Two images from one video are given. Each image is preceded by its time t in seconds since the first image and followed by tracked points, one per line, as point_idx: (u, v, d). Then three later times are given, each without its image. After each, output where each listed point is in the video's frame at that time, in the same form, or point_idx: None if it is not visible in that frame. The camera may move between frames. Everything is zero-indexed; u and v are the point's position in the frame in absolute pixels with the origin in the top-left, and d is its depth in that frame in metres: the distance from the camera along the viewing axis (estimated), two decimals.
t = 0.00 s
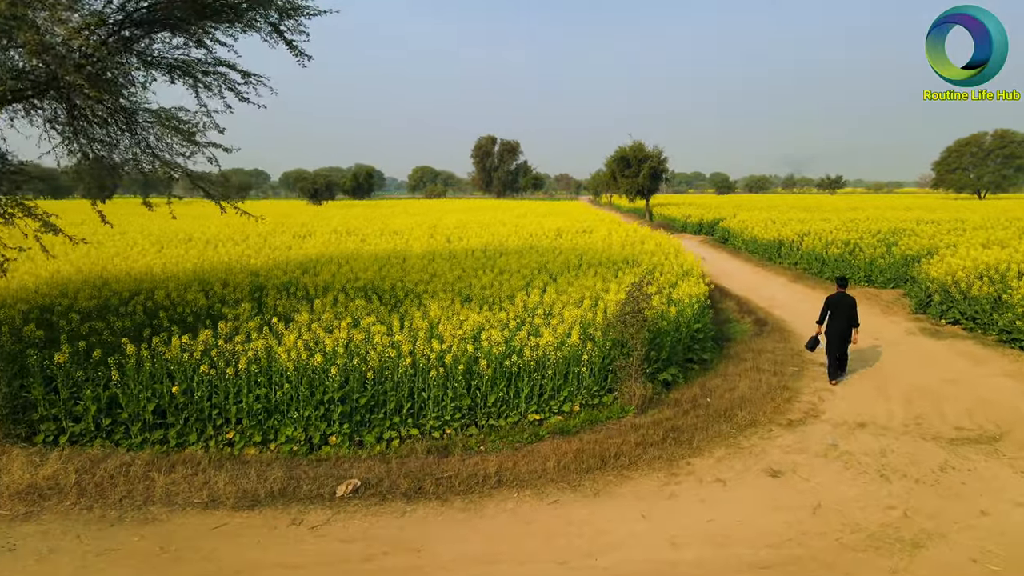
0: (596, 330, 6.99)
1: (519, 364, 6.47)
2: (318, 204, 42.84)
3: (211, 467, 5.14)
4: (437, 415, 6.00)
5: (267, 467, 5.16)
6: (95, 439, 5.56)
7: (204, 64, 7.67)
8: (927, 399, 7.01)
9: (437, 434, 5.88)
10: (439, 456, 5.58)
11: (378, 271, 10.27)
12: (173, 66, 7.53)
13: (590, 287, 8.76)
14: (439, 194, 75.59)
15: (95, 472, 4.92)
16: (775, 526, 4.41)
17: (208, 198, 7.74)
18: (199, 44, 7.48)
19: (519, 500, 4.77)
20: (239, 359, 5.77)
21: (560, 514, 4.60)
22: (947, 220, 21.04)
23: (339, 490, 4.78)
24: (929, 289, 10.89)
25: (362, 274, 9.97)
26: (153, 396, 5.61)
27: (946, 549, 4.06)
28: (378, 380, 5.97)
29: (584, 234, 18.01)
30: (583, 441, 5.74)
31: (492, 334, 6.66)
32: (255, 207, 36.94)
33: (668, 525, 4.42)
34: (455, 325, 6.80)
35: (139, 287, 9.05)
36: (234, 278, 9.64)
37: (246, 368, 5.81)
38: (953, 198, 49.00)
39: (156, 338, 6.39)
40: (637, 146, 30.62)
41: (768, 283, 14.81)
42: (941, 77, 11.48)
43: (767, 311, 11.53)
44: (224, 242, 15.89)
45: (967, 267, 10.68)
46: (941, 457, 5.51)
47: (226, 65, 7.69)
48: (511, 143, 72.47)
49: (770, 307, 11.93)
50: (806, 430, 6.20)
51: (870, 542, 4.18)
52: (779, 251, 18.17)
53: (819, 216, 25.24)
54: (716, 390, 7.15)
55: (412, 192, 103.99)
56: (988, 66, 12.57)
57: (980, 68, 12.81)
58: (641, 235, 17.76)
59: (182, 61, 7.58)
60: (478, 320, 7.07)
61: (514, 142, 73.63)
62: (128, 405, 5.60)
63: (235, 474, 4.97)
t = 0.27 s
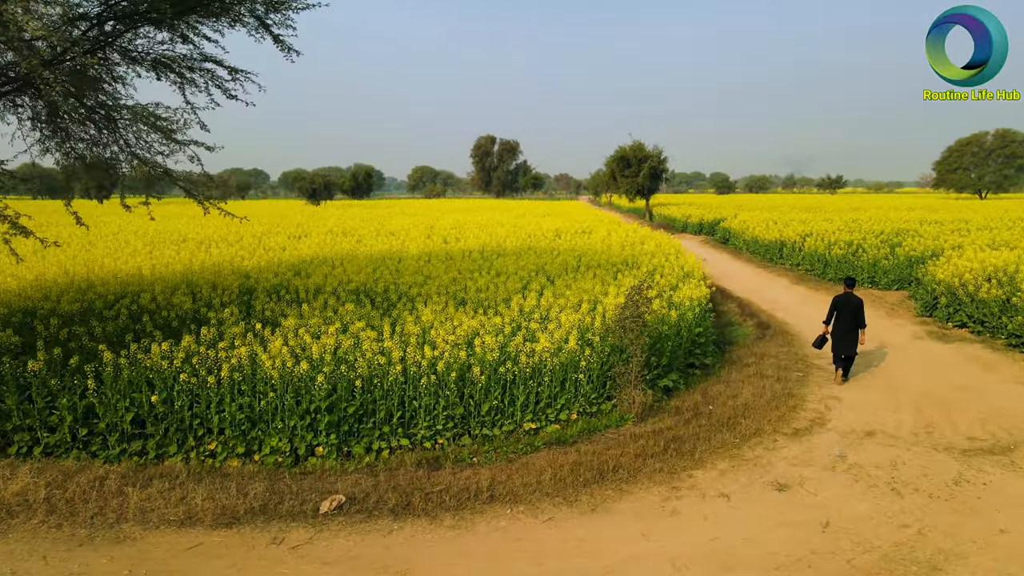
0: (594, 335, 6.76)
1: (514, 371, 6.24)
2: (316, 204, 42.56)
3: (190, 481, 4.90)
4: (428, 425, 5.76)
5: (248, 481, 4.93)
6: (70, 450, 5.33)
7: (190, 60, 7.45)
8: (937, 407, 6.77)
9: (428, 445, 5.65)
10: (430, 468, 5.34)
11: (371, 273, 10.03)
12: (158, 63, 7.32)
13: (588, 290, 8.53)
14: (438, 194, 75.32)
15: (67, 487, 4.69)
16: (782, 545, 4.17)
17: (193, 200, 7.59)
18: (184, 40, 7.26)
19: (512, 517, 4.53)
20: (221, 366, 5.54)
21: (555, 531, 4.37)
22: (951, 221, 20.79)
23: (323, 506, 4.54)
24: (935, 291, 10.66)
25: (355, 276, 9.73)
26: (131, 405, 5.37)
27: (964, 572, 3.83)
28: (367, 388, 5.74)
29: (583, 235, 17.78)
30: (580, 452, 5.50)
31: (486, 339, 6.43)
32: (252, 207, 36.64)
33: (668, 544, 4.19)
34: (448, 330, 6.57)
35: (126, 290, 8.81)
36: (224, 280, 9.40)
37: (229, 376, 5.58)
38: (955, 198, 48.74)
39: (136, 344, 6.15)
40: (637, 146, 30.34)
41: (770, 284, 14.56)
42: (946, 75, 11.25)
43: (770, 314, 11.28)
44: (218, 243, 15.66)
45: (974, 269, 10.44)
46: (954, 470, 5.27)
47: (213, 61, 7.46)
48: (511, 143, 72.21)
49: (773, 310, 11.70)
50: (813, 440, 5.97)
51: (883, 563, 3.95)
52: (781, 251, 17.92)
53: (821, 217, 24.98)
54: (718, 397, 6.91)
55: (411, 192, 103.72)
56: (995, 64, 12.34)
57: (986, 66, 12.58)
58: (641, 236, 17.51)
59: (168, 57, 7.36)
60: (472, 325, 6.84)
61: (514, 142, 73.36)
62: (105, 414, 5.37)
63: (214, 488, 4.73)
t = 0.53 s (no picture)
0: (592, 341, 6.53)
1: (509, 379, 6.00)
2: (314, 204, 42.27)
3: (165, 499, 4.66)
4: (419, 435, 5.52)
5: (228, 496, 4.68)
6: (43, 463, 5.08)
7: (175, 56, 7.23)
8: (948, 415, 6.53)
9: (419, 457, 5.41)
10: (420, 482, 5.09)
11: (365, 275, 9.79)
12: (142, 58, 7.12)
13: (586, 294, 8.29)
14: (437, 194, 75.03)
15: (35, 503, 4.44)
16: (791, 567, 3.93)
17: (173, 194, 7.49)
18: (167, 35, 7.04)
19: (506, 536, 4.29)
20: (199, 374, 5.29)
21: (550, 551, 4.13)
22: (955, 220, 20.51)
23: (305, 524, 4.30)
24: (942, 294, 10.42)
25: (348, 278, 9.49)
26: (107, 416, 5.13)
27: None
28: (355, 397, 5.49)
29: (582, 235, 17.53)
30: (578, 464, 5.26)
31: (479, 346, 6.19)
32: (249, 207, 36.32)
33: (670, 566, 3.95)
34: (440, 335, 6.33)
35: (111, 292, 8.56)
36: (212, 282, 9.15)
37: (208, 384, 5.34)
38: (956, 198, 48.48)
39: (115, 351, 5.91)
40: (637, 145, 30.01)
41: (772, 286, 14.32)
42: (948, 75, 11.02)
43: (773, 317, 11.03)
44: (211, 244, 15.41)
45: (982, 271, 10.20)
46: (970, 483, 5.03)
47: (198, 57, 7.24)
48: (510, 142, 71.94)
49: (775, 312, 11.46)
50: (820, 450, 5.72)
51: None
52: (783, 252, 17.68)
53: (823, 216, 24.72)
54: (721, 405, 6.67)
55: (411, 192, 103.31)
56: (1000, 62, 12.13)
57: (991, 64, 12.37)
58: (641, 236, 17.26)
59: (152, 53, 7.16)
60: (466, 331, 6.60)
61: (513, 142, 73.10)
62: (79, 425, 5.12)
63: (191, 505, 4.48)
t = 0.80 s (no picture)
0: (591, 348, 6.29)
1: (504, 387, 5.75)
2: (312, 204, 42.00)
3: (140, 516, 4.42)
4: (409, 446, 5.27)
5: (206, 513, 4.43)
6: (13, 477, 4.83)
7: (159, 51, 7.01)
8: (961, 423, 6.29)
9: (409, 469, 5.17)
10: (409, 497, 4.84)
11: (358, 278, 9.54)
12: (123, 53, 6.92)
13: (585, 297, 8.05)
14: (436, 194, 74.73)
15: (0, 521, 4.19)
16: None
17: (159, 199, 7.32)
18: (149, 29, 6.82)
19: (498, 558, 4.04)
20: (179, 383, 5.04)
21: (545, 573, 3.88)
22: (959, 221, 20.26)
23: (286, 545, 4.06)
24: (949, 296, 10.18)
25: (340, 281, 9.24)
26: (81, 427, 4.88)
27: None
28: (343, 407, 5.25)
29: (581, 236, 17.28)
30: (575, 477, 5.02)
31: (473, 352, 5.94)
32: (245, 207, 36.03)
33: None
34: (432, 341, 6.08)
35: (95, 295, 8.31)
36: (201, 285, 8.90)
37: (188, 394, 5.09)
38: (958, 198, 48.22)
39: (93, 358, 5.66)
40: (637, 145, 29.73)
41: (775, 288, 14.07)
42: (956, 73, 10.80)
43: (776, 320, 10.78)
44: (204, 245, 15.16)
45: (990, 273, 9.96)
46: (987, 498, 4.79)
47: (183, 52, 7.01)
48: (509, 142, 71.66)
49: (778, 315, 11.22)
50: (829, 461, 5.48)
51: None
52: (785, 253, 17.43)
53: (825, 217, 24.47)
54: (724, 413, 6.43)
55: (410, 191, 103.02)
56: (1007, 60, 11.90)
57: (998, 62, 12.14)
58: (641, 237, 17.01)
59: (136, 48, 6.94)
60: (459, 336, 6.36)
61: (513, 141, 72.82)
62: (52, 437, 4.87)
63: (167, 523, 4.24)
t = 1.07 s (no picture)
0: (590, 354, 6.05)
1: (499, 396, 5.50)
2: (310, 204, 41.70)
3: (112, 537, 4.17)
4: (400, 459, 5.01)
5: (182, 533, 4.18)
6: None
7: (142, 47, 6.78)
8: (975, 433, 6.04)
9: (399, 483, 4.91)
10: (398, 514, 4.59)
11: (351, 280, 9.28)
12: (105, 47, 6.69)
13: (584, 301, 7.80)
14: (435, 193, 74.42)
15: None
16: None
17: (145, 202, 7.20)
18: (131, 22, 6.58)
19: None
20: (156, 394, 4.79)
21: None
22: (963, 221, 20.01)
23: (264, 568, 3.79)
24: (958, 299, 9.93)
25: (333, 283, 9.00)
26: (53, 439, 4.62)
27: None
28: (330, 418, 5.00)
29: (581, 237, 16.99)
30: (573, 492, 4.77)
31: (468, 360, 5.69)
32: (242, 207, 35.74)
33: None
34: (425, 347, 5.83)
35: (79, 299, 8.05)
36: (189, 287, 8.65)
37: (166, 405, 4.84)
38: (960, 198, 47.96)
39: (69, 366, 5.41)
40: (637, 145, 29.44)
41: (777, 290, 13.83)
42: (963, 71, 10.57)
43: (780, 324, 10.54)
44: (197, 246, 14.91)
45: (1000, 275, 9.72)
46: (1008, 515, 4.54)
47: (167, 47, 6.77)
48: (509, 142, 71.41)
49: (782, 318, 10.97)
50: (840, 475, 5.22)
51: None
52: (788, 254, 17.18)
53: (827, 217, 24.21)
54: (729, 422, 6.18)
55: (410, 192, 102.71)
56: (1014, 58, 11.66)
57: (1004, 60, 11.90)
58: (641, 238, 16.76)
59: (118, 43, 6.71)
60: (453, 343, 6.11)
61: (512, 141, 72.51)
62: (22, 450, 4.61)
63: (139, 544, 3.98)
